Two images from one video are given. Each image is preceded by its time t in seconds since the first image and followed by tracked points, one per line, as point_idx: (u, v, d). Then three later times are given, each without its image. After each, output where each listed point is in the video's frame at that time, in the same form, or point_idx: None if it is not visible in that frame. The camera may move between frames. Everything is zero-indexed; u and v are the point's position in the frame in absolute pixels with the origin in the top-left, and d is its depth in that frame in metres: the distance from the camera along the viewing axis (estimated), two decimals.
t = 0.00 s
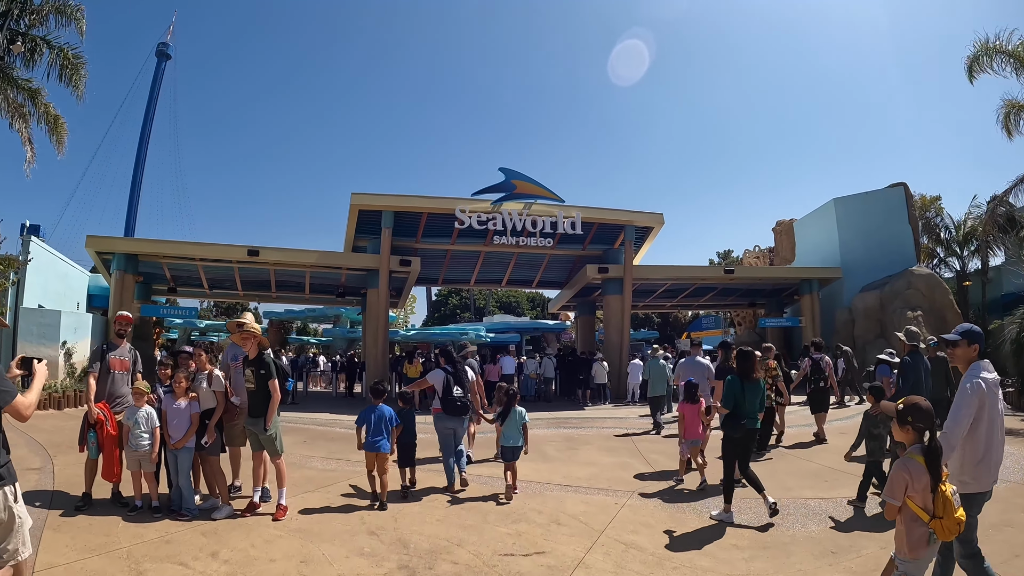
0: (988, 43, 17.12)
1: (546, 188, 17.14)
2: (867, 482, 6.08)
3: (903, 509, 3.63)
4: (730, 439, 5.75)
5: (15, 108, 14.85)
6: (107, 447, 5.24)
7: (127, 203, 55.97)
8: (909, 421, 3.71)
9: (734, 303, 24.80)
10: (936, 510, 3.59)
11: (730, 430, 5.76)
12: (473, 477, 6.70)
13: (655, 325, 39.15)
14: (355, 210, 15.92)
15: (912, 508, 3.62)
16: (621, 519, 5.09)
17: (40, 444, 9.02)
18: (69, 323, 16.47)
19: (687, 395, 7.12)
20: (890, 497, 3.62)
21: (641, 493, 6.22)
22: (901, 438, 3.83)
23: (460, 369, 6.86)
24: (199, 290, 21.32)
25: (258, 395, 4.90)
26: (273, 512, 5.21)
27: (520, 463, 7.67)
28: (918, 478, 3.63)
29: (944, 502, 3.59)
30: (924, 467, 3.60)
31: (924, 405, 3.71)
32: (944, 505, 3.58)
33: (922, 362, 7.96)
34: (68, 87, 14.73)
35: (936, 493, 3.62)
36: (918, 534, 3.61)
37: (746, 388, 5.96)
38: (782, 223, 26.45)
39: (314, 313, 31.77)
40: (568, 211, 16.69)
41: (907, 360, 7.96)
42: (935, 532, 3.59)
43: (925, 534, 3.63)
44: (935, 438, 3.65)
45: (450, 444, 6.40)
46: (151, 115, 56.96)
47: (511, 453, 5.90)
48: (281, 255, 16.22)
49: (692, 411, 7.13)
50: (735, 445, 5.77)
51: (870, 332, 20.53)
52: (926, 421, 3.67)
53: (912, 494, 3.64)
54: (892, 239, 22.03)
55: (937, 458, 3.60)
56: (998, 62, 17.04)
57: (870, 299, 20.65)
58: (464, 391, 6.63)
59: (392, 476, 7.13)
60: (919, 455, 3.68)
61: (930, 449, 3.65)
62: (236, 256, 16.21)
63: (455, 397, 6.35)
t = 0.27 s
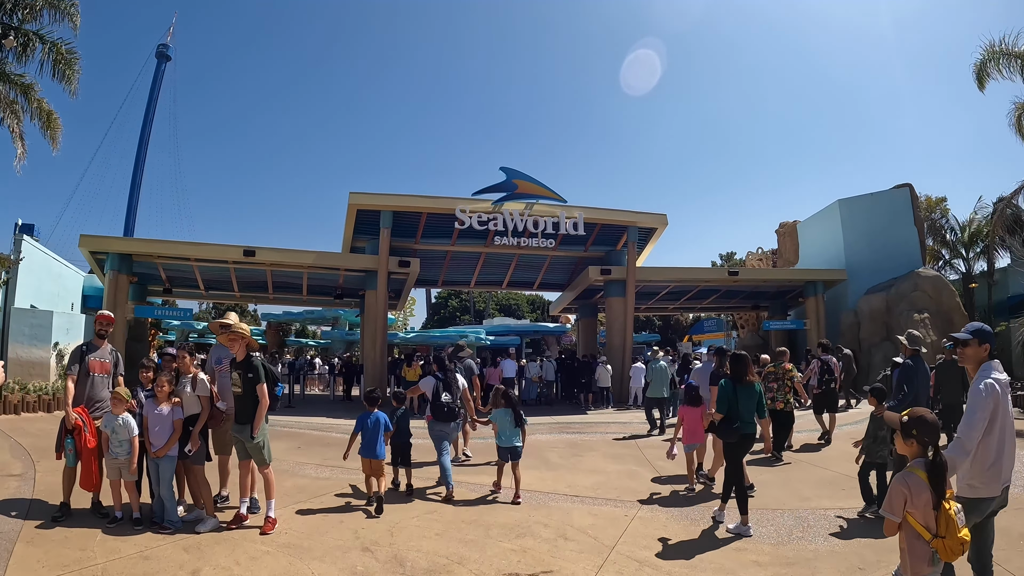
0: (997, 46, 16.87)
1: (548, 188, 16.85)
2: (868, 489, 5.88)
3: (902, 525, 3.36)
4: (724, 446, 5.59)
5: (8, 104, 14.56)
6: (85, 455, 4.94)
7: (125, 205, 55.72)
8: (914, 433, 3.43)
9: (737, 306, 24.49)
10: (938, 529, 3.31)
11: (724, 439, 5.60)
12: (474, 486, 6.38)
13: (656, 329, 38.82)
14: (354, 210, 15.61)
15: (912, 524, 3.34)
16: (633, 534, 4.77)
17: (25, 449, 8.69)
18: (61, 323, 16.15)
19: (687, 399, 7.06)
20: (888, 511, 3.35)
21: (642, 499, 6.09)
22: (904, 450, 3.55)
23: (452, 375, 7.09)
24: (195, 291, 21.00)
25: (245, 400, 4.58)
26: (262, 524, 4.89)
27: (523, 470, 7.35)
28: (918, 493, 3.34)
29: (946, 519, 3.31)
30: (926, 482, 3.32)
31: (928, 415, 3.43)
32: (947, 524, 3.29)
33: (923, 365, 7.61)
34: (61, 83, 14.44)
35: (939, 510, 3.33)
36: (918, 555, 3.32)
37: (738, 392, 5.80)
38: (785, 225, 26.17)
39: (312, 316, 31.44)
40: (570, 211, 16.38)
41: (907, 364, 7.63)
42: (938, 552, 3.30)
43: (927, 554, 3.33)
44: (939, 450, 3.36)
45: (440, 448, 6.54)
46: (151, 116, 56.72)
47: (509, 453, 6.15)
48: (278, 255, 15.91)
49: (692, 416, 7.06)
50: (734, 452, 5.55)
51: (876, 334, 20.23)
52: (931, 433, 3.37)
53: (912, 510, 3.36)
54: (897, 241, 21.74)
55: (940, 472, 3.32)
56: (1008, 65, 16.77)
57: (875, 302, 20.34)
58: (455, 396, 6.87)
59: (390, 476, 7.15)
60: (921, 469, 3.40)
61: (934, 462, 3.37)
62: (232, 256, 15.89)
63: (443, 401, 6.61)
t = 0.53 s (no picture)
0: (1007, 51, 16.58)
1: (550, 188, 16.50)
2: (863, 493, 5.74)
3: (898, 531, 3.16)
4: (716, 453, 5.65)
5: None
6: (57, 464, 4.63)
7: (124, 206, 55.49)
8: (916, 436, 3.21)
9: (740, 309, 24.18)
10: (937, 538, 3.11)
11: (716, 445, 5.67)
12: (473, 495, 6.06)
13: (657, 331, 38.51)
14: (351, 209, 15.31)
15: (908, 531, 3.15)
16: (642, 551, 4.46)
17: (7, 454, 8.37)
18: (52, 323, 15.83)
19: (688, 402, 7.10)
20: (882, 516, 3.17)
21: (640, 505, 5.98)
22: (905, 453, 3.34)
23: (442, 372, 7.10)
24: (190, 292, 20.68)
25: (227, 405, 4.25)
26: (245, 538, 4.57)
27: (525, 478, 7.03)
28: (915, 499, 3.15)
29: (944, 527, 3.10)
30: (926, 487, 3.12)
31: (932, 418, 3.19)
32: (945, 533, 3.10)
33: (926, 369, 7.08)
34: (53, 78, 14.14)
35: (939, 518, 3.13)
36: (913, 563, 3.14)
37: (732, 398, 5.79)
38: (788, 227, 25.86)
39: (310, 317, 31.09)
40: (572, 211, 16.06)
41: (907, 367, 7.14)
42: (933, 561, 3.11)
43: (922, 562, 3.14)
44: (941, 456, 3.15)
45: (432, 446, 6.71)
46: (151, 116, 56.44)
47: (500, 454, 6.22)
48: (274, 255, 15.59)
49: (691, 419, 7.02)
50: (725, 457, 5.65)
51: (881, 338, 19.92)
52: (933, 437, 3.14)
53: (909, 515, 3.16)
54: (903, 243, 21.41)
55: (941, 479, 3.11)
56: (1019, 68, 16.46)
57: (881, 304, 20.01)
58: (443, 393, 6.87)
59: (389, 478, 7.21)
60: (922, 474, 3.19)
61: (935, 468, 3.15)
62: (227, 255, 15.58)
63: (432, 399, 6.67)
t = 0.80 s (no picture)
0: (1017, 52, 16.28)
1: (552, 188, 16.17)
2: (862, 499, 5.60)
3: (905, 560, 2.80)
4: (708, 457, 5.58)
5: None
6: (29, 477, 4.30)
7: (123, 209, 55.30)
8: (920, 454, 2.93)
9: (744, 312, 23.85)
10: (943, 563, 2.79)
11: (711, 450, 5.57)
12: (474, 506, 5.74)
13: (659, 334, 38.17)
14: (349, 209, 14.99)
15: (914, 559, 2.80)
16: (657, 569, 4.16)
17: None
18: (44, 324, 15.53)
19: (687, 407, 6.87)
20: (887, 544, 2.81)
21: (634, 513, 5.82)
22: (905, 474, 3.05)
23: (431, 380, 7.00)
24: (187, 293, 20.38)
25: (210, 413, 3.95)
26: (231, 555, 4.26)
27: (528, 487, 6.73)
28: (918, 523, 2.82)
29: (949, 551, 2.80)
30: (933, 508, 2.80)
31: (935, 435, 2.90)
32: (952, 558, 2.79)
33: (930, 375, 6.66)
34: (45, 74, 13.86)
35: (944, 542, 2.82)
36: None
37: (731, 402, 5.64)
38: (792, 228, 25.50)
39: (309, 320, 30.76)
40: (575, 211, 15.73)
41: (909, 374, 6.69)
42: None
43: None
44: (946, 475, 2.84)
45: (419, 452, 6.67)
46: (151, 117, 56.19)
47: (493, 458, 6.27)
48: (270, 256, 15.29)
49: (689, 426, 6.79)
50: (719, 462, 5.59)
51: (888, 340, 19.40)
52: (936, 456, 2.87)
53: (914, 541, 2.82)
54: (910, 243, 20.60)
55: (948, 502, 2.77)
56: None
57: (888, 306, 19.44)
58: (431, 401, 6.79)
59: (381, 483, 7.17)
60: (924, 494, 2.88)
61: (940, 488, 2.82)
62: (223, 256, 15.28)
63: (419, 407, 6.56)
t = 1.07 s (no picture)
0: None
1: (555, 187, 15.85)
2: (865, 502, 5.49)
3: (908, 567, 2.69)
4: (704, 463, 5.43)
5: None
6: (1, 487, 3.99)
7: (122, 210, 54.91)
8: (922, 455, 2.79)
9: (749, 314, 23.52)
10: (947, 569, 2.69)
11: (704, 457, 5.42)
12: (480, 516, 5.45)
13: (661, 337, 37.83)
14: (349, 208, 14.68)
15: (916, 567, 2.68)
16: None
17: None
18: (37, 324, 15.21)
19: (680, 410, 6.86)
20: (890, 550, 2.70)
21: (623, 516, 5.64)
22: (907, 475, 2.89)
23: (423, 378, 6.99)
24: (184, 293, 20.06)
25: (194, 418, 3.66)
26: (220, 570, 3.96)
27: (535, 494, 6.42)
28: (926, 529, 2.69)
29: (955, 557, 2.69)
30: (939, 514, 2.68)
31: (940, 437, 2.75)
32: (955, 563, 2.69)
33: (927, 377, 6.45)
34: (39, 68, 13.57)
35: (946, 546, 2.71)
36: None
37: (730, 409, 5.48)
38: (797, 229, 25.14)
39: (308, 321, 30.41)
40: (579, 211, 15.45)
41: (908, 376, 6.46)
42: None
43: None
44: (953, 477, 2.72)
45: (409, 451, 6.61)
46: (151, 118, 55.92)
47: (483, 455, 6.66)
48: (268, 255, 14.98)
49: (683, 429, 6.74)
50: (713, 471, 5.43)
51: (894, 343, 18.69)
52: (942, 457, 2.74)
53: (917, 547, 2.71)
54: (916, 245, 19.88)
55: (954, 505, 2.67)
56: None
57: (895, 308, 18.72)
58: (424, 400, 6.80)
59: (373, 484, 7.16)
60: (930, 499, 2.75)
61: (944, 491, 2.72)
62: (220, 255, 14.98)
63: (409, 406, 6.48)
